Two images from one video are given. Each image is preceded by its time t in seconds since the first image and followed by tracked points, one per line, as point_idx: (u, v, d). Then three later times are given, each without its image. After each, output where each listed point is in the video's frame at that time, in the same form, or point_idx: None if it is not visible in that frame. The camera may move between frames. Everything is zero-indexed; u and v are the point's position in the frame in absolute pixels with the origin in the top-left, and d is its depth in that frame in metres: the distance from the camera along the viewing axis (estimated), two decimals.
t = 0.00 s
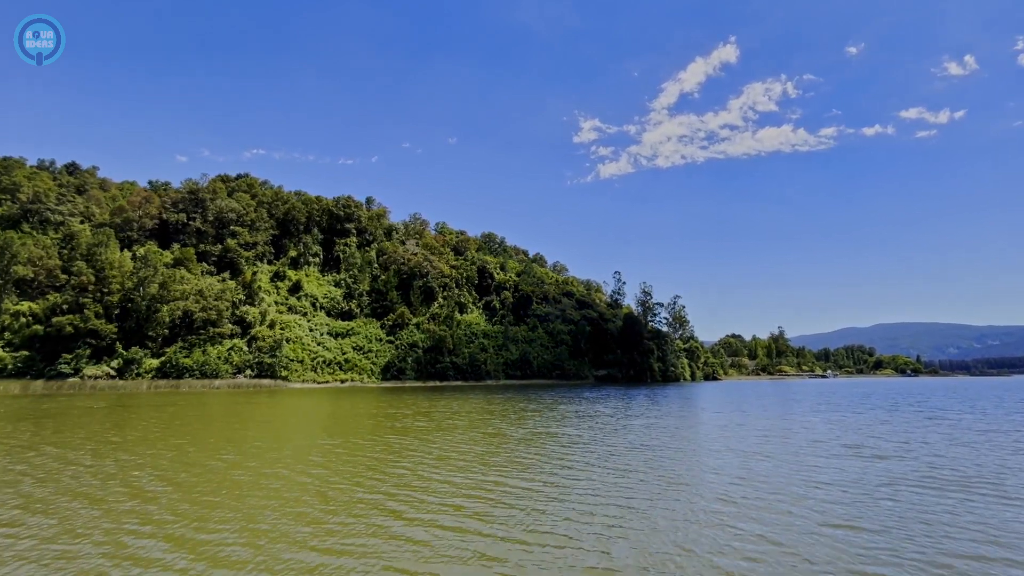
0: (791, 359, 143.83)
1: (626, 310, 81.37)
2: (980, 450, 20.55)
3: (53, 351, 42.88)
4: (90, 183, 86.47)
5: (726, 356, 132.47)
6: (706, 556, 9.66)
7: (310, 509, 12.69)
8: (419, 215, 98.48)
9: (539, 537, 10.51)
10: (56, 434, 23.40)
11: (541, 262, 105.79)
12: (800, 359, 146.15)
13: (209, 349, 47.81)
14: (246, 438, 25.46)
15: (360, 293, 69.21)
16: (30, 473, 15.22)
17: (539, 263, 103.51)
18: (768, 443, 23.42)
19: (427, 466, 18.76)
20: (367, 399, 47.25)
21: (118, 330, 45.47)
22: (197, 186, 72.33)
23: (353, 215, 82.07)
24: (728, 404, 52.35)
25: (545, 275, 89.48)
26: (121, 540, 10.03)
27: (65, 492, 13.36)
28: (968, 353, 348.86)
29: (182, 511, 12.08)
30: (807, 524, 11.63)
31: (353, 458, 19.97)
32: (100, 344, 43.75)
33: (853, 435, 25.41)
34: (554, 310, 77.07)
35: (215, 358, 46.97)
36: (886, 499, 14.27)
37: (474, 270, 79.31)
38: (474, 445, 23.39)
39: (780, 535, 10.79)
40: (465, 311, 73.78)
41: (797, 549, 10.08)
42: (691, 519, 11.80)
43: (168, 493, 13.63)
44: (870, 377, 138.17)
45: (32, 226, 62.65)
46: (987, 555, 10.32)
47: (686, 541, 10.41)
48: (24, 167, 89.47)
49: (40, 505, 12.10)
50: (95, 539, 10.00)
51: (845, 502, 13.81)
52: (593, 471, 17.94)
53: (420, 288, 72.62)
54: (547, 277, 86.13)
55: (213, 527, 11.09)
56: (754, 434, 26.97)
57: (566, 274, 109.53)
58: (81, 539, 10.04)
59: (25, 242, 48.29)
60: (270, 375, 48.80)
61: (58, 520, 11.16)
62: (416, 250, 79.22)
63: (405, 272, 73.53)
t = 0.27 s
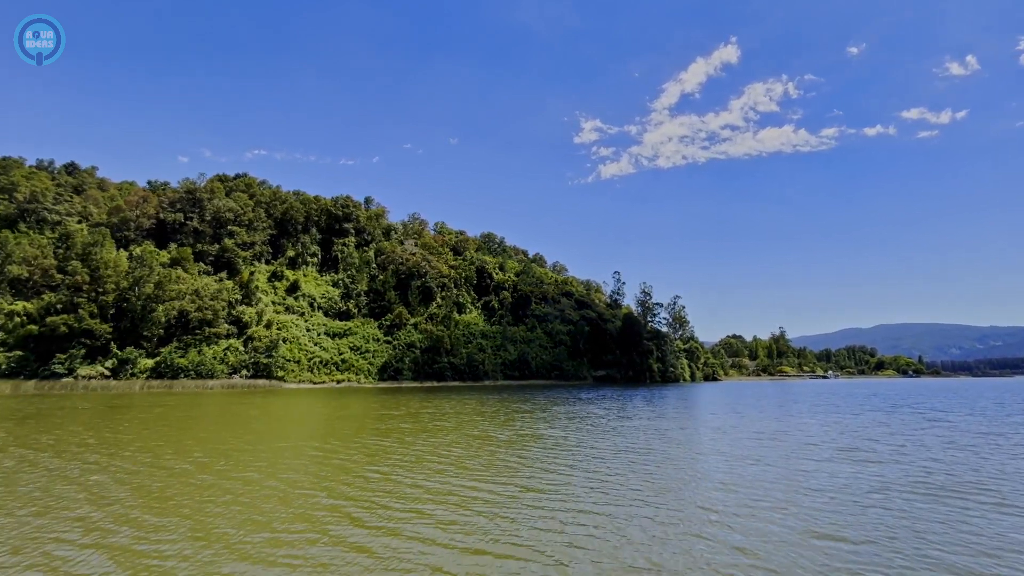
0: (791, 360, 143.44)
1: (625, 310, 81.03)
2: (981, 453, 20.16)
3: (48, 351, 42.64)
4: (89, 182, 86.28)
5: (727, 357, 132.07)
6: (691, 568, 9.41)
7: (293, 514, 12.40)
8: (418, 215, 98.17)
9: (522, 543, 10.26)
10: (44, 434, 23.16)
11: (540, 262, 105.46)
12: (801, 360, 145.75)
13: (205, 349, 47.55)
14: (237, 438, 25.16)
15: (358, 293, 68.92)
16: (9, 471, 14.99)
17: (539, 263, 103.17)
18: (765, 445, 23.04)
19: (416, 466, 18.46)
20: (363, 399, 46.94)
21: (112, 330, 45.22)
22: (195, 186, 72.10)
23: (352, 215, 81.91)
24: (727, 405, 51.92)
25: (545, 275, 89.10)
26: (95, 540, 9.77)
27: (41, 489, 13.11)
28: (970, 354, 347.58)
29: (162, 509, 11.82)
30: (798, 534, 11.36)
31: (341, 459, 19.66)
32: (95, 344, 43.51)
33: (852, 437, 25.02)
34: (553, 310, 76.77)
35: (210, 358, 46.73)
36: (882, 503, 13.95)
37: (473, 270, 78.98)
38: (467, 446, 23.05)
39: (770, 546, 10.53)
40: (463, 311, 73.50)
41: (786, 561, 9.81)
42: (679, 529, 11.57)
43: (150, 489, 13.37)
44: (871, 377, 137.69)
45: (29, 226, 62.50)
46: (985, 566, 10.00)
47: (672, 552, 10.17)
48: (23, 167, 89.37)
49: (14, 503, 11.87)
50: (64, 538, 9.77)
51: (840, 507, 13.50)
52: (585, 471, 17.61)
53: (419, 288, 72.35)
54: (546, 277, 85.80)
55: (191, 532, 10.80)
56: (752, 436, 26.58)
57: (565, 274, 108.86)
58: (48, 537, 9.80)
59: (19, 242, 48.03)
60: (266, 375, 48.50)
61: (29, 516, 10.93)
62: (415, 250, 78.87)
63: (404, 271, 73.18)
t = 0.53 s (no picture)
0: (792, 360, 142.96)
1: (624, 311, 80.66)
2: (979, 455, 19.83)
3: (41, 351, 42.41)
4: (87, 182, 86.05)
5: (727, 358, 131.69)
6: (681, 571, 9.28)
7: (281, 496, 12.23)
8: (417, 215, 97.86)
9: (512, 541, 10.13)
10: (32, 434, 22.94)
11: (540, 262, 105.12)
12: (801, 360, 145.32)
13: (200, 349, 47.33)
14: (227, 438, 24.92)
15: (356, 293, 68.64)
16: None
17: (538, 263, 102.86)
18: (761, 447, 22.73)
19: (405, 464, 18.26)
20: (359, 399, 46.67)
21: (106, 330, 44.99)
22: (193, 185, 71.87)
23: (350, 215, 81.66)
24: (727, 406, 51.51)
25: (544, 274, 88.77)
26: (75, 534, 9.59)
27: (17, 488, 12.89)
28: (972, 354, 346.66)
29: (145, 502, 11.61)
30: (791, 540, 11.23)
31: (334, 453, 19.47)
32: (89, 344, 43.29)
33: (850, 439, 24.70)
34: (552, 311, 76.44)
35: (206, 358, 46.51)
36: (879, 509, 13.73)
37: (471, 270, 78.64)
38: (459, 445, 22.81)
39: (763, 552, 10.39)
40: (461, 311, 73.20)
41: (779, 567, 9.67)
42: (672, 532, 11.45)
43: (135, 484, 13.16)
44: (871, 378, 137.24)
45: (25, 226, 62.25)
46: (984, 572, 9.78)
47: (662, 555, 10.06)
48: (22, 167, 89.17)
49: None
50: (34, 535, 9.56)
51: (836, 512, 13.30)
52: (576, 472, 17.38)
53: (417, 288, 72.10)
54: (545, 277, 85.47)
55: (177, 515, 10.62)
56: (748, 437, 26.26)
57: (565, 274, 109.32)
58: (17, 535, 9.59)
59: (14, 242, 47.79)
60: (261, 375, 48.26)
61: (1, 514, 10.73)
62: (413, 250, 78.47)
63: (402, 271, 72.80)
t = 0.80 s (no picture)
0: (793, 360, 142.51)
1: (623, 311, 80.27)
2: (978, 456, 19.48)
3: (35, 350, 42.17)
4: (85, 182, 85.83)
5: (727, 358, 131.28)
6: (668, 565, 8.94)
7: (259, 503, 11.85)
8: (416, 215, 97.48)
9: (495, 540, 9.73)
10: (19, 433, 22.71)
11: (539, 262, 104.75)
12: (802, 360, 144.87)
13: (195, 349, 47.06)
14: (217, 437, 24.68)
15: (353, 293, 68.31)
16: None
17: (538, 263, 102.50)
18: (758, 447, 22.38)
19: (394, 463, 18.00)
20: (355, 400, 46.40)
21: (100, 330, 44.70)
22: (190, 185, 71.61)
23: (348, 215, 81.38)
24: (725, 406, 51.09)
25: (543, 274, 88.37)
26: (39, 537, 9.24)
27: None
28: (973, 355, 345.82)
29: (122, 499, 11.40)
30: (786, 531, 10.88)
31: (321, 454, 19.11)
32: (83, 344, 43.03)
33: (848, 440, 24.34)
34: (551, 311, 76.09)
35: (201, 358, 46.25)
36: (877, 498, 13.39)
37: (470, 270, 78.23)
38: (451, 445, 22.53)
39: (753, 547, 10.02)
40: (459, 311, 72.85)
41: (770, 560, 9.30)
42: (663, 526, 11.12)
43: (114, 481, 12.95)
44: (872, 378, 136.79)
45: (21, 225, 61.96)
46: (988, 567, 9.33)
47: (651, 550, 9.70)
48: (20, 167, 88.93)
49: None
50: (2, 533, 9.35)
51: (837, 504, 12.89)
52: (567, 470, 17.06)
53: (414, 288, 71.80)
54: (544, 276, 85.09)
55: (145, 519, 10.29)
56: (746, 437, 25.90)
57: (565, 274, 109.07)
58: None
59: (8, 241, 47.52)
60: (256, 375, 47.99)
61: None
62: (411, 250, 77.95)
63: (399, 271, 72.26)
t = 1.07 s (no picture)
0: (792, 361, 142.17)
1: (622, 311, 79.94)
2: (977, 455, 19.16)
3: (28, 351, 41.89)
4: (82, 182, 85.54)
5: (727, 359, 130.94)
6: (654, 562, 8.58)
7: (244, 488, 11.61)
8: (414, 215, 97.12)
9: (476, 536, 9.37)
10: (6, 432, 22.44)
11: (538, 262, 104.40)
12: (802, 361, 144.42)
13: (190, 349, 46.76)
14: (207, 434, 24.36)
15: (350, 293, 67.94)
16: None
17: (537, 263, 102.16)
18: (755, 446, 22.03)
19: (382, 461, 17.71)
20: (351, 400, 46.13)
21: (94, 329, 44.48)
22: (187, 184, 71.34)
23: (346, 214, 81.04)
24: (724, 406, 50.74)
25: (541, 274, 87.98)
26: (12, 529, 8.99)
27: None
28: (974, 355, 345.22)
29: (96, 493, 11.12)
30: (780, 529, 10.50)
31: (314, 443, 18.85)
32: (76, 344, 42.75)
33: (845, 439, 24.01)
34: (549, 311, 75.76)
35: (195, 358, 45.93)
36: (871, 496, 13.12)
37: (468, 270, 77.79)
38: (442, 444, 22.22)
39: (744, 544, 9.65)
40: (457, 310, 72.52)
41: (761, 558, 8.94)
42: (652, 522, 10.75)
43: (92, 476, 12.67)
44: (872, 379, 136.34)
45: (17, 225, 61.63)
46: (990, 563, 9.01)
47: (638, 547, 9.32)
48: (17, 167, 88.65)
49: None
50: None
51: (835, 500, 12.55)
52: (558, 468, 16.75)
53: (412, 288, 71.50)
54: (543, 276, 84.66)
55: (124, 507, 10.04)
56: (742, 437, 25.56)
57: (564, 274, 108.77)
58: None
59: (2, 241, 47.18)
60: (251, 376, 47.68)
61: None
62: (409, 249, 77.45)
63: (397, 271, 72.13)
